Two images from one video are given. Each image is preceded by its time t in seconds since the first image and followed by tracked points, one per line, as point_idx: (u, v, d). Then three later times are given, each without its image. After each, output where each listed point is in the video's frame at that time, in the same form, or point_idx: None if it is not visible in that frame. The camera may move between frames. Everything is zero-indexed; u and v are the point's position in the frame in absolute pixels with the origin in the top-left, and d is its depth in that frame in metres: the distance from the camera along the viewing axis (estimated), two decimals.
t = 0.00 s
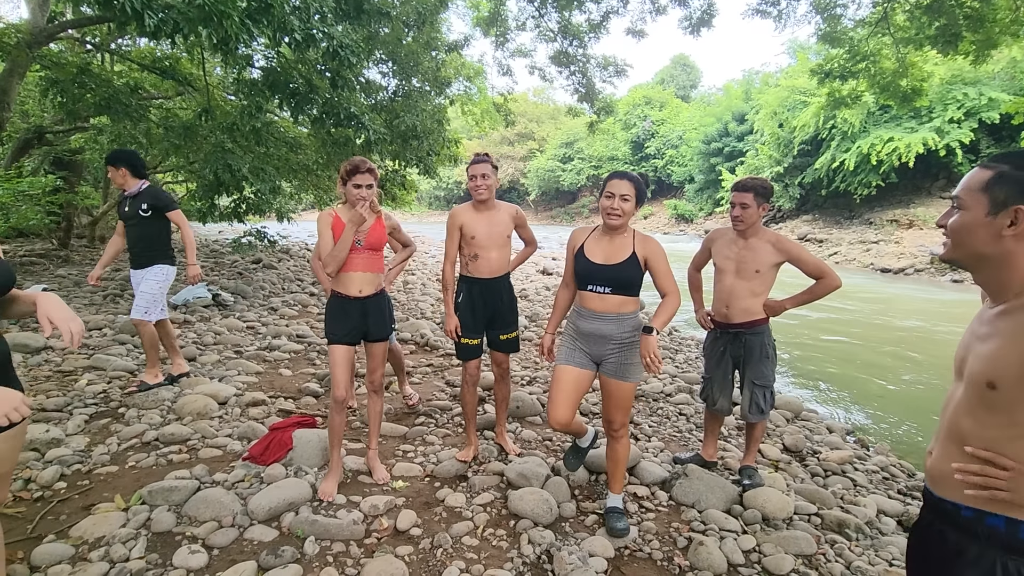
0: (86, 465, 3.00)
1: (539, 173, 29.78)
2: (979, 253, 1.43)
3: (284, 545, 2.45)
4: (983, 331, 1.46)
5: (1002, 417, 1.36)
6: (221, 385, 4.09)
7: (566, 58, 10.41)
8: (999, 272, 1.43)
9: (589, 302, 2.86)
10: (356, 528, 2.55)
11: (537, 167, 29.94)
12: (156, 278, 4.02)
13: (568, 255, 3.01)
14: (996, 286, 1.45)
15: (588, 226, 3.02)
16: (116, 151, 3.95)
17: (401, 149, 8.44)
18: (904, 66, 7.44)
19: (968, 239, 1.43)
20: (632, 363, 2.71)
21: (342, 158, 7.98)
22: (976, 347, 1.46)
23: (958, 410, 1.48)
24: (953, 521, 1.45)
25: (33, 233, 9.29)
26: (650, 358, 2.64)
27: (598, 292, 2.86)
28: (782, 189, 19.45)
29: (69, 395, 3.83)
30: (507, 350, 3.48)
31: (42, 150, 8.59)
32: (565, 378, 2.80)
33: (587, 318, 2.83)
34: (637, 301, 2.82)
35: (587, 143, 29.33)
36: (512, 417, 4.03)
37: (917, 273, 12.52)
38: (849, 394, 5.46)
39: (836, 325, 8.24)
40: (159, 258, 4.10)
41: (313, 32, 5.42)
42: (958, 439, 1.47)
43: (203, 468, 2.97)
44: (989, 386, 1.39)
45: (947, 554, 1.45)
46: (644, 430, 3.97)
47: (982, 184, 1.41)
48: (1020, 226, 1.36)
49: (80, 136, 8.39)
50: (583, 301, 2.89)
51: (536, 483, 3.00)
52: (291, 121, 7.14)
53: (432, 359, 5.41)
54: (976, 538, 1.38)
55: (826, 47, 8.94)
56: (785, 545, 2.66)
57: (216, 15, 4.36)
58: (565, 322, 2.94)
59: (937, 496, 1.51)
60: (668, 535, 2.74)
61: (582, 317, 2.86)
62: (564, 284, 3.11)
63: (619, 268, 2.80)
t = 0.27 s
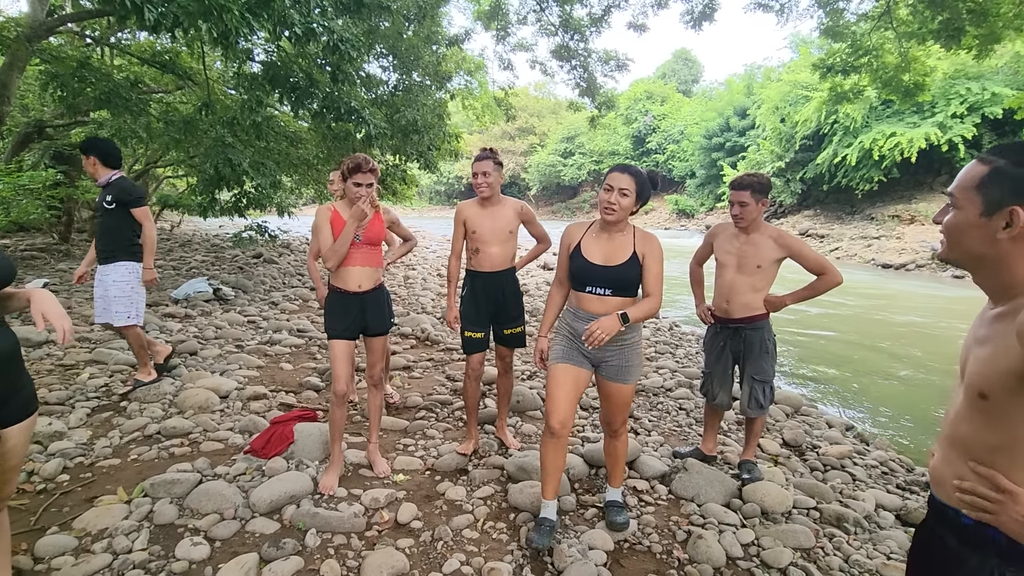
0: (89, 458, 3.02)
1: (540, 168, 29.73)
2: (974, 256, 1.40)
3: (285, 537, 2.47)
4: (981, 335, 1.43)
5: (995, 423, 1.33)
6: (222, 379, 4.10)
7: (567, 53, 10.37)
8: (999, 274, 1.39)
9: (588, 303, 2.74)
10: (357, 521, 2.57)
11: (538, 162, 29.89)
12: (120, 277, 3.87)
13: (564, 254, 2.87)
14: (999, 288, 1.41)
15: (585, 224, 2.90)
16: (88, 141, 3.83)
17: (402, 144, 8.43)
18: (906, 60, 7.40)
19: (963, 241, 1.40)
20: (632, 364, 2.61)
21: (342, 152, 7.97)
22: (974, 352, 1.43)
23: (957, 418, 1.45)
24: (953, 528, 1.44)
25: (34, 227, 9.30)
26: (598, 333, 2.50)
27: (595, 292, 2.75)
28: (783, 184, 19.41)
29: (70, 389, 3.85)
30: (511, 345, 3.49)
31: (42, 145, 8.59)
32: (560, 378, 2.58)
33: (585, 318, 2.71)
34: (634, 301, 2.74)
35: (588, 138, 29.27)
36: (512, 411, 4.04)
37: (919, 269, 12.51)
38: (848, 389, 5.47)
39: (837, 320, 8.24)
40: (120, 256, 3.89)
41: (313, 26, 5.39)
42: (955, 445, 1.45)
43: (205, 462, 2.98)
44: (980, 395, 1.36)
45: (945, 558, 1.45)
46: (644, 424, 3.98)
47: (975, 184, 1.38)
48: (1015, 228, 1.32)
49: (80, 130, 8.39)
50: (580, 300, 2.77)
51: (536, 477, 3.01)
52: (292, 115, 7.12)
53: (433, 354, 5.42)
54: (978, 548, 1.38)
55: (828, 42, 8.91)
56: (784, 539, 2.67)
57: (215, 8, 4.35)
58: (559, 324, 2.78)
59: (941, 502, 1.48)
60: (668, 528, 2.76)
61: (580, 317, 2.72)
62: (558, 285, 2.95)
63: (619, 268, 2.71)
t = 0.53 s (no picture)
0: (87, 453, 3.02)
1: (541, 162, 29.65)
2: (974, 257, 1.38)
3: (283, 533, 2.47)
4: (985, 340, 1.41)
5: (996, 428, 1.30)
6: (221, 374, 4.10)
7: (568, 46, 10.31)
8: (1003, 276, 1.36)
9: (568, 305, 2.53)
10: (355, 517, 2.57)
11: (539, 156, 29.80)
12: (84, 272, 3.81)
13: (533, 254, 2.61)
14: (1005, 291, 1.38)
15: (551, 220, 2.64)
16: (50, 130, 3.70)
17: (401, 137, 8.40)
18: (909, 53, 7.35)
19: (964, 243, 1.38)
20: (619, 365, 2.51)
21: (342, 146, 7.94)
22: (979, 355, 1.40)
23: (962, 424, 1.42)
24: (951, 529, 1.42)
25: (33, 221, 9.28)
26: (602, 335, 2.38)
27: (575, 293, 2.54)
28: (784, 178, 19.35)
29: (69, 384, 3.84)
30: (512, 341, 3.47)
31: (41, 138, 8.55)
32: (551, 393, 2.41)
33: (569, 323, 2.50)
34: (617, 298, 2.59)
35: (589, 132, 29.18)
36: (512, 407, 4.04)
37: (920, 264, 12.49)
38: (848, 384, 5.47)
39: (837, 315, 8.23)
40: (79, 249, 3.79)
41: (312, 18, 5.34)
42: (959, 452, 1.42)
43: (203, 457, 2.98)
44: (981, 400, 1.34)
45: (939, 557, 1.44)
46: (643, 420, 3.98)
47: (977, 183, 1.36)
48: (1009, 227, 1.29)
49: (79, 123, 8.35)
50: (560, 303, 2.54)
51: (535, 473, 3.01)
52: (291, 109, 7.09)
53: (432, 348, 5.42)
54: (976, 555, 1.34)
55: (831, 35, 8.84)
56: (783, 535, 2.67)
57: (213, 1, 4.31)
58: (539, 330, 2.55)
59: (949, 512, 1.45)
60: (666, 524, 2.75)
61: (562, 322, 2.51)
62: (523, 287, 2.68)
63: (599, 267, 2.53)
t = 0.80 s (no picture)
0: (84, 448, 3.01)
1: (541, 157, 29.56)
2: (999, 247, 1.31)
3: (279, 528, 2.46)
4: (990, 327, 1.37)
5: (1008, 430, 1.27)
6: (218, 369, 4.09)
7: (568, 39, 10.25)
8: (1017, 266, 1.32)
9: (548, 304, 2.40)
10: (352, 512, 2.56)
11: (539, 150, 29.72)
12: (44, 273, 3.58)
13: (504, 252, 2.42)
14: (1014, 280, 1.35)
15: (518, 214, 2.46)
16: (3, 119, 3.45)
17: (401, 132, 8.37)
18: (911, 47, 7.30)
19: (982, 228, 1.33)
20: (603, 357, 2.44)
21: (340, 140, 7.91)
22: (981, 348, 1.37)
23: (962, 417, 1.39)
24: (953, 534, 1.39)
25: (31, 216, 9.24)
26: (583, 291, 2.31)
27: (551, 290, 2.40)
28: (785, 173, 19.30)
29: (66, 379, 3.83)
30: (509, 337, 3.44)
31: (38, 133, 8.51)
32: (534, 395, 2.32)
33: (551, 322, 2.37)
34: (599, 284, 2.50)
35: (590, 127, 29.10)
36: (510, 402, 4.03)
37: (920, 259, 12.47)
38: (848, 379, 5.46)
39: (837, 310, 8.21)
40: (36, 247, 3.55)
41: (309, 11, 5.27)
42: (959, 446, 1.39)
43: (200, 452, 2.97)
44: (989, 393, 1.30)
45: (939, 561, 1.41)
46: (642, 414, 3.97)
47: (1005, 163, 1.30)
48: None
49: (77, 117, 8.32)
50: (539, 302, 2.40)
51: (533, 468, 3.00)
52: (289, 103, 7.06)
53: (431, 343, 5.41)
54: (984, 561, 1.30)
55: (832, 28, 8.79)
56: (781, 530, 2.66)
57: None
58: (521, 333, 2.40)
59: (943, 510, 1.42)
60: (664, 520, 2.74)
61: (544, 322, 2.38)
62: (490, 287, 2.47)
63: (577, 260, 2.41)
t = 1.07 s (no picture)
0: (80, 449, 3.00)
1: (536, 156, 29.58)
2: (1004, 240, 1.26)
3: (277, 528, 2.46)
4: (986, 322, 1.33)
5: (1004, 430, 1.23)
6: (214, 369, 4.08)
7: (563, 39, 10.27)
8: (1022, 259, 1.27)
9: (540, 305, 2.40)
10: (349, 511, 2.56)
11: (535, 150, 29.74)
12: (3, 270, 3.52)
13: (495, 254, 2.43)
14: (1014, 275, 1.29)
15: (508, 215, 2.47)
16: None
17: (396, 131, 8.37)
18: (903, 47, 7.35)
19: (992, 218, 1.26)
20: (597, 358, 2.41)
21: (335, 140, 7.89)
22: (977, 345, 1.32)
23: (957, 416, 1.34)
24: (947, 538, 1.34)
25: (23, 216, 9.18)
26: (570, 274, 2.29)
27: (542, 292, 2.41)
28: (779, 173, 19.38)
29: (60, 380, 3.81)
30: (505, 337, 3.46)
31: (31, 133, 8.45)
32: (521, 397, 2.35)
33: (543, 323, 2.38)
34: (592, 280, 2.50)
35: (585, 127, 29.14)
36: (506, 401, 4.04)
37: (913, 258, 12.56)
38: (842, 377, 5.50)
39: (831, 309, 8.27)
40: None
41: (303, 11, 5.24)
42: (955, 446, 1.34)
43: (196, 452, 2.97)
44: (990, 391, 1.24)
45: (932, 564, 1.37)
46: (638, 413, 4.00)
47: (1020, 156, 1.25)
48: None
49: (69, 117, 8.26)
50: (531, 304, 2.41)
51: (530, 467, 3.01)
52: (284, 103, 7.04)
53: (427, 343, 5.42)
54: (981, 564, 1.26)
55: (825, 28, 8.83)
56: (775, 527, 2.69)
57: None
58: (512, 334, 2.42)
59: (936, 516, 1.37)
60: (660, 518, 2.76)
61: (537, 323, 2.38)
62: (483, 290, 2.47)
63: (569, 260, 2.42)
